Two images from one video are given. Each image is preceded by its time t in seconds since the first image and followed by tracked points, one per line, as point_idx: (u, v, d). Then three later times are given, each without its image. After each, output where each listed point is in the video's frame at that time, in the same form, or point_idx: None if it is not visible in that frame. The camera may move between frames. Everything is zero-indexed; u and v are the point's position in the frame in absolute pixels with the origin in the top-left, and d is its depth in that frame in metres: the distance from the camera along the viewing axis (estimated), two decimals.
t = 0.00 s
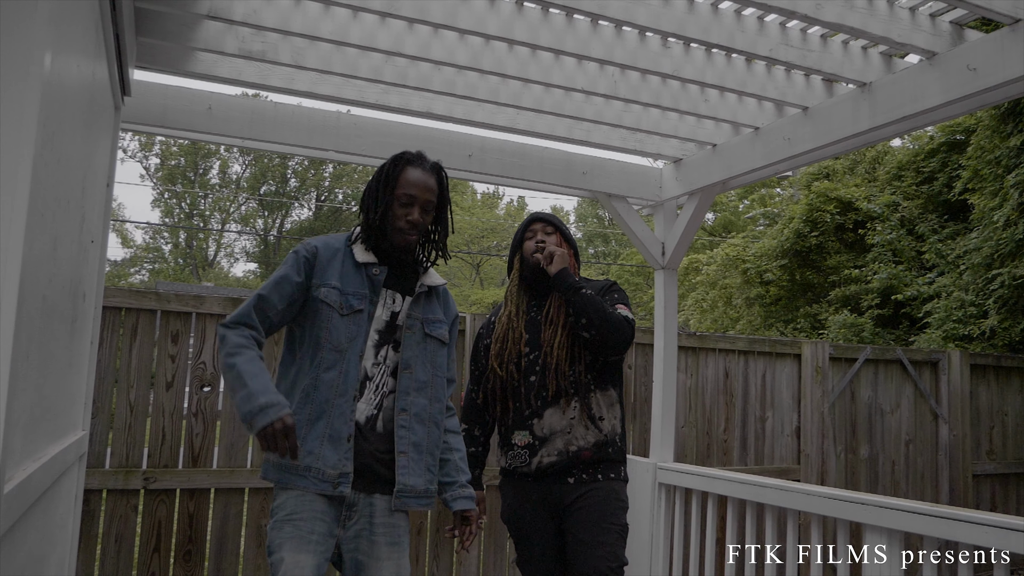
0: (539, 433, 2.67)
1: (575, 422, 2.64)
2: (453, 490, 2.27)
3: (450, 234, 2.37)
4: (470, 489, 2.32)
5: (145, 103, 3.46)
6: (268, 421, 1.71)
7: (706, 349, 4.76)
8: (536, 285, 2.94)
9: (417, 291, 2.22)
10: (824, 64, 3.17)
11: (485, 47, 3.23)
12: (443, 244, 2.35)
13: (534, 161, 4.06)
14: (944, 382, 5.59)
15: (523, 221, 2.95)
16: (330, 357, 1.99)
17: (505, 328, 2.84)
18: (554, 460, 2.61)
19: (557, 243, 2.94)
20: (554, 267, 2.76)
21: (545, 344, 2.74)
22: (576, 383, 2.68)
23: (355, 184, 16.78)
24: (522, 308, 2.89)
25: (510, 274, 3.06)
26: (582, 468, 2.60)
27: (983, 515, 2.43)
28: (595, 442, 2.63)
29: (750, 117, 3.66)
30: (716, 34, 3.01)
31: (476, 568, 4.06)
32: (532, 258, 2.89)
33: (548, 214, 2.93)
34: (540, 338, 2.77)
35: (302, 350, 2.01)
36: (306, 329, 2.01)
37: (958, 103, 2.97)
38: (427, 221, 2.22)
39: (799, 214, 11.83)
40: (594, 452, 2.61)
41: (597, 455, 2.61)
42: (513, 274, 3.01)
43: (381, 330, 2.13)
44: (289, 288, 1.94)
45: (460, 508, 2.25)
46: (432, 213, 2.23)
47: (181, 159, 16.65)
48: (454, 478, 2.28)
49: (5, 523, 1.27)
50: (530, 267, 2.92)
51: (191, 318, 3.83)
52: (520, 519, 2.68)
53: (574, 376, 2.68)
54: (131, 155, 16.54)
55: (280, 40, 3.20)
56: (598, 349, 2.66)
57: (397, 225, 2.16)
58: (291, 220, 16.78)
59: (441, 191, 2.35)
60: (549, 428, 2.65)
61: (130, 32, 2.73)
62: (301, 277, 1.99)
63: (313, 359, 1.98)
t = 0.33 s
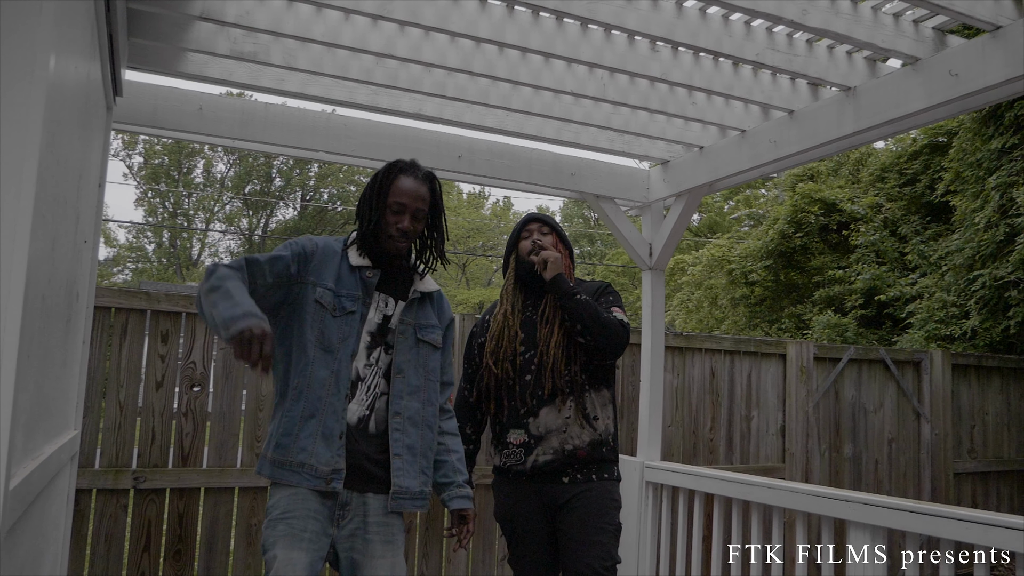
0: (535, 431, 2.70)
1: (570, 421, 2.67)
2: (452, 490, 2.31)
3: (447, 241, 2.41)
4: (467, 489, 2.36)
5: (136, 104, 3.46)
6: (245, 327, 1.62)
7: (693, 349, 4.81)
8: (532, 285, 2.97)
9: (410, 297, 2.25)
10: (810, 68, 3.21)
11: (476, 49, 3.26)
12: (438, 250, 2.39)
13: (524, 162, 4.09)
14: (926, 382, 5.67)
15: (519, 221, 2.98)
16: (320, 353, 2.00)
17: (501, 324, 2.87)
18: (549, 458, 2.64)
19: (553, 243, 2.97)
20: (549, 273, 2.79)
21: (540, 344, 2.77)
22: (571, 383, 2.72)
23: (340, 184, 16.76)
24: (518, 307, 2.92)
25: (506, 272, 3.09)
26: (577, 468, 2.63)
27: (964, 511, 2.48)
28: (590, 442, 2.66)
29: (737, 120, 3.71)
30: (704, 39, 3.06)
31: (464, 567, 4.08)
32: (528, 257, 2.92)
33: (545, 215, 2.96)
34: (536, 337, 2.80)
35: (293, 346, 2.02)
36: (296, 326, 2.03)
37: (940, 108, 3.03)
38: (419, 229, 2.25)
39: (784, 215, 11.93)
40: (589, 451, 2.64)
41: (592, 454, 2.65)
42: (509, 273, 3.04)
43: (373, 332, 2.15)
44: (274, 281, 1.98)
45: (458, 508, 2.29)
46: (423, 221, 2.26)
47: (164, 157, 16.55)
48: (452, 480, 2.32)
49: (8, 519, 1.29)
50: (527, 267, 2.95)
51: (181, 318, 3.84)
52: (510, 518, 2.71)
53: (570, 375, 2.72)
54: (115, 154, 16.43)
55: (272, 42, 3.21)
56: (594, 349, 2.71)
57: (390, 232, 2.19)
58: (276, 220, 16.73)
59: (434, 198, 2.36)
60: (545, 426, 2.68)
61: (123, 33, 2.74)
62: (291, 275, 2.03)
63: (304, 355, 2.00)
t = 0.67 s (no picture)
0: (531, 430, 2.72)
1: (566, 420, 2.71)
2: (444, 482, 2.34)
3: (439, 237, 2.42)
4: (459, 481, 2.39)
5: (128, 104, 3.47)
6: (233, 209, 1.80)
7: (680, 349, 4.86)
8: (527, 284, 3.00)
9: (403, 294, 2.29)
10: (796, 73, 3.25)
11: (466, 52, 3.29)
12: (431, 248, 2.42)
13: (513, 163, 4.12)
14: (909, 381, 5.75)
15: (515, 221, 3.03)
16: (310, 341, 2.04)
17: (498, 321, 2.90)
18: (546, 457, 2.67)
19: (549, 243, 3.01)
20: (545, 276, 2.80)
21: (538, 343, 2.80)
22: (568, 383, 2.76)
23: (325, 183, 16.73)
24: (514, 306, 2.95)
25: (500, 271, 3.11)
26: (572, 467, 2.67)
27: (946, 507, 2.54)
28: (586, 441, 2.70)
29: (724, 123, 3.76)
30: (692, 44, 3.10)
31: (454, 565, 4.11)
32: (525, 257, 2.96)
33: (542, 216, 3.01)
34: (533, 336, 2.83)
35: (282, 331, 2.05)
36: (286, 311, 2.06)
37: (922, 112, 3.09)
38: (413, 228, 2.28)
39: (769, 216, 12.03)
40: (585, 451, 2.68)
41: (587, 453, 2.68)
42: (504, 272, 3.06)
43: (366, 327, 2.17)
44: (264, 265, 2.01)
45: (450, 500, 2.31)
46: (416, 220, 2.28)
47: (148, 156, 16.46)
48: (444, 472, 2.35)
49: (14, 516, 1.31)
50: (522, 266, 2.98)
51: (172, 317, 3.84)
52: (500, 514, 2.74)
53: (566, 375, 2.76)
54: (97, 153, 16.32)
55: (264, 43, 3.24)
56: (591, 352, 2.75)
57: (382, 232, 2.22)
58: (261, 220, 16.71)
59: (427, 199, 2.38)
60: (541, 425, 2.71)
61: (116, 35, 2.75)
62: (284, 259, 2.06)
63: (295, 341, 2.03)
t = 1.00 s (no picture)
0: (530, 428, 2.72)
1: (565, 419, 2.71)
2: (432, 473, 2.38)
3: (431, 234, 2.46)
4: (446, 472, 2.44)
5: (120, 104, 3.48)
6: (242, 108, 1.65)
7: (667, 348, 4.91)
8: (524, 283, 3.00)
9: (397, 289, 2.33)
10: (782, 77, 3.31)
11: (458, 54, 3.32)
12: (422, 243, 2.44)
13: (503, 164, 4.15)
14: (893, 380, 5.83)
15: (514, 221, 3.04)
16: (304, 326, 2.06)
17: (496, 319, 2.90)
18: (545, 456, 2.67)
19: (547, 244, 3.03)
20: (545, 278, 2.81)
21: (536, 342, 2.80)
22: (567, 382, 2.76)
23: (312, 183, 16.71)
24: (512, 303, 2.94)
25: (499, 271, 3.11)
26: (570, 466, 2.68)
27: (929, 503, 2.59)
28: (584, 440, 2.70)
29: (712, 125, 3.81)
30: (680, 47, 3.15)
31: (444, 562, 4.14)
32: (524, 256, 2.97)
33: (540, 216, 3.04)
34: (531, 334, 2.83)
35: (278, 314, 2.07)
36: (282, 294, 2.08)
37: (905, 117, 3.15)
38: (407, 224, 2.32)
39: (755, 217, 12.13)
40: (583, 449, 2.69)
41: (584, 452, 2.69)
42: (502, 271, 3.07)
43: (361, 320, 2.20)
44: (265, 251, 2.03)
45: (439, 490, 2.36)
46: (410, 218, 2.32)
47: (133, 155, 16.38)
48: (431, 464, 2.39)
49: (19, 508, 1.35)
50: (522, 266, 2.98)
51: (162, 318, 3.85)
52: (490, 510, 2.78)
53: (565, 374, 2.76)
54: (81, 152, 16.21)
55: (257, 45, 3.26)
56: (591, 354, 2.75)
57: (376, 227, 2.25)
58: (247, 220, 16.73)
59: (422, 197, 2.42)
60: (541, 424, 2.71)
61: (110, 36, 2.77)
62: (284, 243, 2.08)
63: (288, 324, 2.05)
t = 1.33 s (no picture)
0: (531, 426, 2.69)
1: (566, 417, 2.69)
2: (416, 469, 2.39)
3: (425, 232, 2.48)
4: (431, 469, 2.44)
5: (113, 104, 3.50)
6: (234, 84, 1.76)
7: (656, 348, 4.95)
8: (523, 282, 2.95)
9: (390, 287, 2.36)
10: (770, 80, 3.36)
11: (451, 56, 3.35)
12: (414, 243, 2.47)
13: (494, 165, 4.19)
14: (878, 379, 5.90)
15: (514, 220, 2.98)
16: (301, 319, 2.09)
17: (497, 316, 2.86)
18: (546, 453, 2.64)
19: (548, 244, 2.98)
20: (545, 277, 2.78)
21: (536, 340, 2.77)
22: (567, 381, 2.73)
23: (299, 183, 16.68)
24: (512, 302, 2.90)
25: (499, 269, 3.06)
26: (569, 463, 2.66)
27: (912, 498, 2.65)
28: (583, 438, 2.69)
29: (700, 127, 3.86)
30: (671, 51, 3.19)
31: (435, 559, 4.18)
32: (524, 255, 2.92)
33: (540, 216, 2.98)
34: (531, 334, 2.80)
35: (278, 305, 2.10)
36: (281, 287, 2.11)
37: (891, 120, 3.22)
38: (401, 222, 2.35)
39: (742, 218, 12.22)
40: (582, 448, 2.67)
41: (584, 450, 2.68)
42: (502, 269, 3.01)
43: (355, 317, 2.24)
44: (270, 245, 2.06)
45: (423, 487, 2.36)
46: (404, 216, 2.34)
47: (118, 154, 16.28)
48: (417, 459, 2.40)
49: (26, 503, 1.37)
50: (522, 265, 2.92)
51: (155, 318, 3.86)
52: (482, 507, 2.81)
53: (565, 373, 2.73)
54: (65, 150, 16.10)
55: (251, 46, 3.29)
56: (592, 354, 2.74)
57: (370, 227, 2.27)
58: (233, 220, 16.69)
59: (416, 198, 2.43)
60: (541, 422, 2.68)
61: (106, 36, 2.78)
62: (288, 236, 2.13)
63: (286, 315, 2.08)
